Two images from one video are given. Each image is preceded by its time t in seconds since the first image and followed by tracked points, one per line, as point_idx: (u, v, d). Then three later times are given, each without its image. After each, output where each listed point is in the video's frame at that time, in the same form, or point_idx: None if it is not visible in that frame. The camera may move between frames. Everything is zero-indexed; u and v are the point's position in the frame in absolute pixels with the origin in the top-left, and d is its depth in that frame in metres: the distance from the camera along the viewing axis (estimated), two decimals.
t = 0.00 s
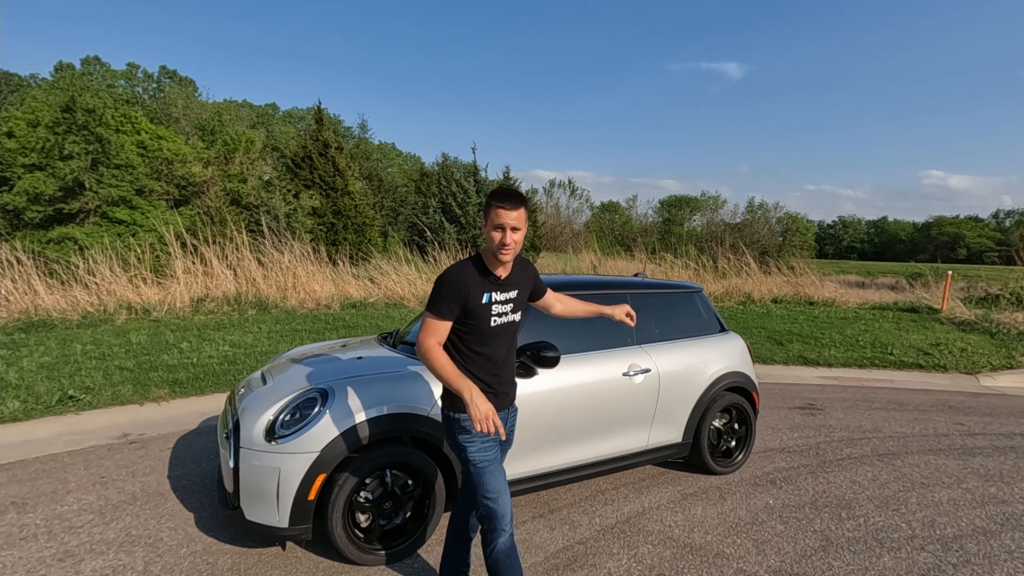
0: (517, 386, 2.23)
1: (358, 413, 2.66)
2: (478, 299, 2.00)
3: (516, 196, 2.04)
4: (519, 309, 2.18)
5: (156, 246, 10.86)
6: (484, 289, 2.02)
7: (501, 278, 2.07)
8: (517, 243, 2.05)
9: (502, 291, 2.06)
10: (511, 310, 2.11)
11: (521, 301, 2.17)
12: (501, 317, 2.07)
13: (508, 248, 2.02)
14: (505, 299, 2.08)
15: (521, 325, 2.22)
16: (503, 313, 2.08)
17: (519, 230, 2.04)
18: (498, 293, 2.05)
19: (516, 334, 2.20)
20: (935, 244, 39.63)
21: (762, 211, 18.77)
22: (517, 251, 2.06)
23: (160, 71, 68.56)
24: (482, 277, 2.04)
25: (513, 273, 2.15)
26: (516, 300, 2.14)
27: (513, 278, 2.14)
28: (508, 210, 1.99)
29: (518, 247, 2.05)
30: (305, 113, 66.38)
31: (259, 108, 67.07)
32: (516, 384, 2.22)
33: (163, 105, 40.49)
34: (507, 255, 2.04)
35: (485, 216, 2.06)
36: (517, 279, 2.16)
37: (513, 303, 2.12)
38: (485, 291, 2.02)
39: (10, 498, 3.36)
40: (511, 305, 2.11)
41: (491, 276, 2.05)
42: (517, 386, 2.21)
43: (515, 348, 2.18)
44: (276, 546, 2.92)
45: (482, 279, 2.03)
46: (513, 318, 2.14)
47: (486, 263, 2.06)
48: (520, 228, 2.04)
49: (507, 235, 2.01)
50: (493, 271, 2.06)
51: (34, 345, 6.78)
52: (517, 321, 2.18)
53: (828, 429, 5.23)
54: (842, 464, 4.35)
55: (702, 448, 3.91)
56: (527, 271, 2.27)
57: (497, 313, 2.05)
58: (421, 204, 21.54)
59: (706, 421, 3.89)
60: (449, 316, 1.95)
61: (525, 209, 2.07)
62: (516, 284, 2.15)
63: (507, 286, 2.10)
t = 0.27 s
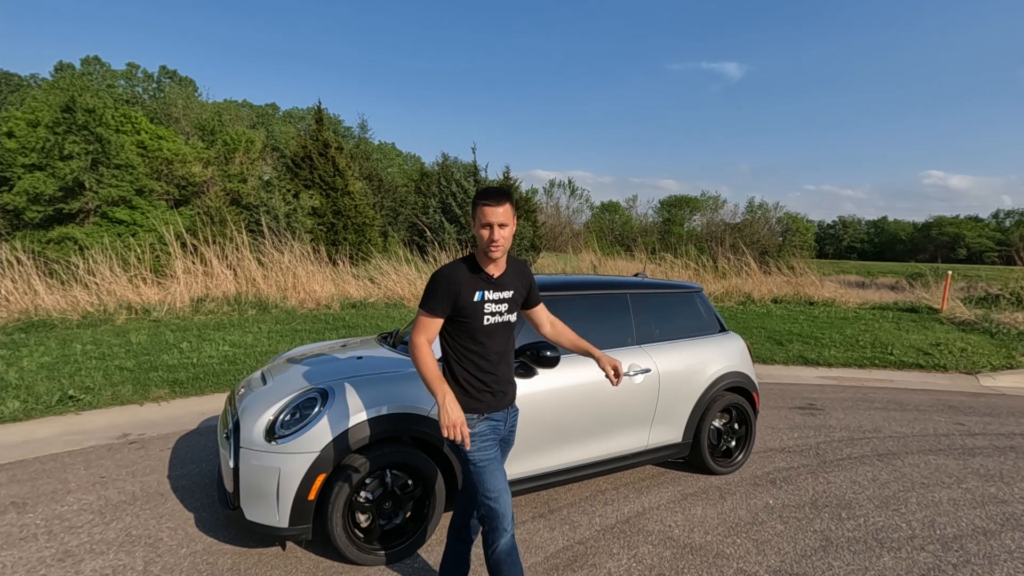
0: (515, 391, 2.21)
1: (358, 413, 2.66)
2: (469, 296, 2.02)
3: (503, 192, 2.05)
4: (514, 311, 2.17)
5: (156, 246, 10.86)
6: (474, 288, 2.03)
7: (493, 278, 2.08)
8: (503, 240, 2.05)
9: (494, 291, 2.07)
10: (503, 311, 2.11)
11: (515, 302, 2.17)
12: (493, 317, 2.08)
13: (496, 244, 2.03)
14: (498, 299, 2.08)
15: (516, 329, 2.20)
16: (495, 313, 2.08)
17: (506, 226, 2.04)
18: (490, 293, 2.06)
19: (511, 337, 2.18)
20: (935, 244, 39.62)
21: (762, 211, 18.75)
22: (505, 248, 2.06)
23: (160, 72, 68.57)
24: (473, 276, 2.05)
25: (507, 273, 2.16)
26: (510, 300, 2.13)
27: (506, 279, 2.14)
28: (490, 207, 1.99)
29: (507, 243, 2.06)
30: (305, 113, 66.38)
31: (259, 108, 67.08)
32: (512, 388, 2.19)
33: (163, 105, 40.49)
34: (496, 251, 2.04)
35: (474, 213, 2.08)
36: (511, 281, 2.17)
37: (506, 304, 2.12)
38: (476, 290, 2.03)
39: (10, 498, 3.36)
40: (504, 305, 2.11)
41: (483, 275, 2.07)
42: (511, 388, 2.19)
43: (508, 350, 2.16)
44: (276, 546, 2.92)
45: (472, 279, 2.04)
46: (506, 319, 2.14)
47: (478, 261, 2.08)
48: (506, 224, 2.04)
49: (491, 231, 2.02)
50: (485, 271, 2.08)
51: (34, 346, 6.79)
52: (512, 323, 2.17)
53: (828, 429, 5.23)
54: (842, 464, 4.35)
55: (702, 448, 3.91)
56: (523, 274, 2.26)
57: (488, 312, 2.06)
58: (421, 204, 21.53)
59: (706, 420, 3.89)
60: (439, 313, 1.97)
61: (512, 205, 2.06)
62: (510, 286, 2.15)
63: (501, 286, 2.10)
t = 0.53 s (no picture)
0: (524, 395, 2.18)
1: (358, 413, 2.66)
2: (470, 298, 2.02)
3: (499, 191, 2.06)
4: (520, 313, 2.15)
5: (156, 246, 10.86)
6: (475, 290, 2.03)
7: (493, 279, 2.08)
8: (502, 238, 2.04)
9: (495, 292, 2.06)
10: (508, 313, 2.09)
11: (520, 303, 2.14)
12: (496, 318, 2.07)
13: (494, 242, 2.03)
14: (500, 300, 2.07)
15: (522, 332, 2.17)
16: (498, 315, 2.07)
17: (501, 224, 2.03)
18: (491, 294, 2.06)
19: (518, 340, 2.15)
20: (935, 244, 39.62)
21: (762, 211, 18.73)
22: (504, 246, 2.05)
23: (160, 72, 68.59)
24: (473, 278, 2.06)
25: (510, 274, 2.14)
26: (514, 301, 2.11)
27: (509, 279, 2.13)
28: (486, 204, 2.01)
29: (506, 240, 2.06)
30: (305, 113, 66.37)
31: (259, 108, 67.11)
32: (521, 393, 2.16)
33: (163, 105, 40.49)
34: (495, 249, 2.04)
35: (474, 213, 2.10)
36: (514, 281, 2.15)
37: (510, 305, 2.10)
38: (477, 291, 2.03)
39: (10, 498, 3.36)
40: (508, 306, 2.09)
41: (484, 276, 2.07)
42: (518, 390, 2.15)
43: (515, 352, 2.13)
44: (276, 546, 2.92)
45: (471, 280, 2.05)
46: (511, 321, 2.11)
47: (480, 263, 2.09)
48: (502, 222, 2.04)
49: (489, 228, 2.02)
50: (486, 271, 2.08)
51: (34, 345, 6.79)
52: (518, 325, 2.14)
53: (828, 429, 5.23)
54: (842, 464, 4.35)
55: (702, 448, 3.91)
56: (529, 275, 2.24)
57: (491, 313, 2.05)
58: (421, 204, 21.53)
59: (706, 420, 3.88)
60: (439, 316, 1.99)
61: (508, 202, 2.06)
62: (514, 285, 2.14)
63: (503, 287, 2.09)
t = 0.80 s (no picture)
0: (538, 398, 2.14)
1: (358, 413, 2.66)
2: (479, 296, 2.02)
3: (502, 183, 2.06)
4: (533, 309, 2.13)
5: (156, 246, 10.86)
6: (484, 286, 2.03)
7: (503, 275, 2.08)
8: (509, 230, 2.04)
9: (505, 287, 2.06)
10: (519, 309, 2.07)
11: (532, 299, 2.12)
12: (507, 314, 2.05)
13: (500, 234, 2.03)
14: (510, 295, 2.06)
15: (536, 328, 2.13)
16: (509, 311, 2.05)
17: (506, 215, 2.03)
18: (501, 290, 2.05)
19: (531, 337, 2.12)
20: (935, 244, 39.63)
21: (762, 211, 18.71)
22: (511, 239, 2.05)
23: (160, 71, 68.60)
24: (481, 274, 2.06)
25: (519, 269, 2.13)
26: (525, 297, 2.10)
27: (519, 274, 2.12)
28: (490, 196, 2.01)
29: (513, 232, 2.05)
30: (305, 113, 66.36)
31: (259, 108, 67.12)
32: (535, 394, 2.12)
33: (163, 105, 40.50)
34: (502, 242, 2.04)
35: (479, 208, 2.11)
36: (524, 276, 2.13)
37: (520, 300, 2.08)
38: (487, 287, 2.03)
39: (10, 498, 3.36)
40: (519, 303, 2.07)
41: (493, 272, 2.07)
42: (531, 393, 2.10)
43: (528, 351, 2.09)
44: (276, 546, 2.92)
45: (479, 275, 2.05)
46: (524, 318, 2.09)
47: (488, 260, 2.09)
48: (507, 214, 2.03)
49: (494, 218, 2.02)
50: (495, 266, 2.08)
51: (33, 345, 6.78)
52: (531, 322, 2.11)
53: (828, 429, 5.23)
54: (842, 464, 4.35)
55: (702, 448, 3.91)
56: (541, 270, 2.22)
57: (502, 310, 2.04)
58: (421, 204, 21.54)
59: (706, 420, 3.89)
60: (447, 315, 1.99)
61: (513, 194, 2.06)
62: (524, 282, 2.12)
63: (513, 282, 2.08)
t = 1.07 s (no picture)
0: (549, 400, 2.11)
1: (358, 413, 2.66)
2: (485, 294, 2.02)
3: (509, 179, 2.06)
4: (543, 309, 2.08)
5: (156, 246, 10.85)
6: (490, 283, 2.03)
7: (509, 272, 2.06)
8: (513, 225, 2.03)
9: (510, 285, 2.04)
10: (526, 308, 2.04)
11: (541, 298, 2.08)
12: (513, 313, 2.03)
13: (504, 231, 2.03)
14: (517, 294, 2.04)
15: (544, 325, 2.10)
16: (516, 310, 2.03)
17: (509, 209, 2.02)
18: (507, 288, 2.04)
19: (540, 336, 2.08)
20: (935, 244, 39.64)
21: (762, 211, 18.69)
22: (515, 235, 2.04)
23: (160, 71, 68.59)
24: (487, 271, 2.07)
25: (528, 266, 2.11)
26: (533, 295, 2.06)
27: (527, 271, 2.10)
28: (494, 193, 2.02)
29: (517, 229, 2.04)
30: (305, 113, 66.37)
31: (259, 108, 67.13)
32: (545, 397, 2.09)
33: (163, 105, 40.48)
34: (507, 239, 2.04)
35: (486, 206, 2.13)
36: (531, 273, 2.10)
37: (528, 298, 2.05)
38: (492, 285, 2.03)
39: (10, 498, 3.36)
40: (526, 301, 2.05)
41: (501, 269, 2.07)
42: (540, 395, 2.06)
43: (535, 348, 2.06)
44: (276, 546, 2.92)
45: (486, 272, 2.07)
46: (532, 317, 2.05)
47: (495, 258, 2.09)
48: (511, 209, 2.03)
49: (497, 211, 2.03)
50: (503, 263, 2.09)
51: (33, 345, 6.78)
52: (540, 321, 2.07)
53: (828, 429, 5.23)
54: (842, 464, 4.35)
55: (702, 448, 3.91)
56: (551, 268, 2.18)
57: (508, 309, 2.02)
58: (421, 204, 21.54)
59: (706, 421, 3.88)
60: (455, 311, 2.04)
61: (519, 189, 2.05)
62: (531, 279, 2.08)
63: (519, 280, 2.06)
